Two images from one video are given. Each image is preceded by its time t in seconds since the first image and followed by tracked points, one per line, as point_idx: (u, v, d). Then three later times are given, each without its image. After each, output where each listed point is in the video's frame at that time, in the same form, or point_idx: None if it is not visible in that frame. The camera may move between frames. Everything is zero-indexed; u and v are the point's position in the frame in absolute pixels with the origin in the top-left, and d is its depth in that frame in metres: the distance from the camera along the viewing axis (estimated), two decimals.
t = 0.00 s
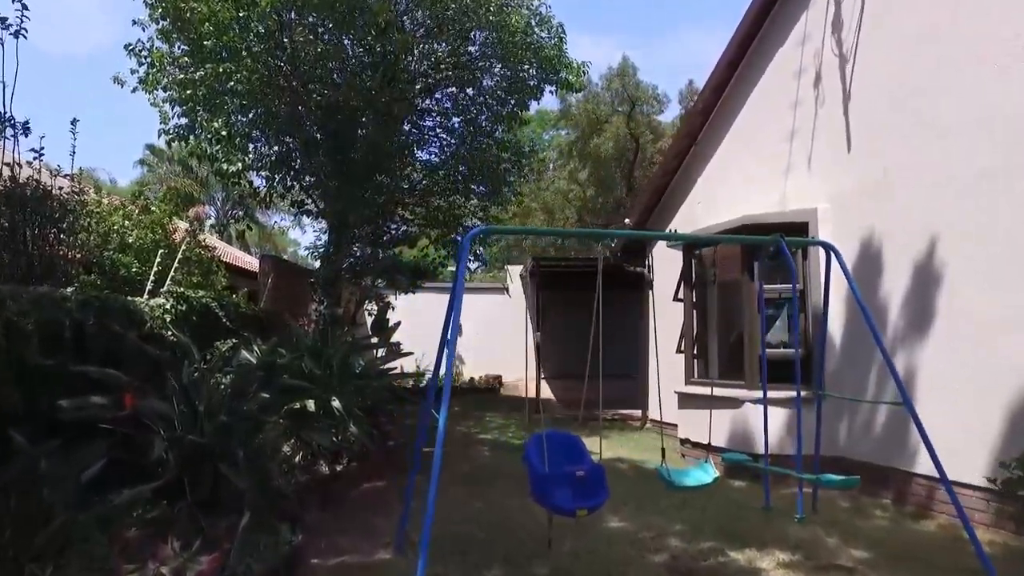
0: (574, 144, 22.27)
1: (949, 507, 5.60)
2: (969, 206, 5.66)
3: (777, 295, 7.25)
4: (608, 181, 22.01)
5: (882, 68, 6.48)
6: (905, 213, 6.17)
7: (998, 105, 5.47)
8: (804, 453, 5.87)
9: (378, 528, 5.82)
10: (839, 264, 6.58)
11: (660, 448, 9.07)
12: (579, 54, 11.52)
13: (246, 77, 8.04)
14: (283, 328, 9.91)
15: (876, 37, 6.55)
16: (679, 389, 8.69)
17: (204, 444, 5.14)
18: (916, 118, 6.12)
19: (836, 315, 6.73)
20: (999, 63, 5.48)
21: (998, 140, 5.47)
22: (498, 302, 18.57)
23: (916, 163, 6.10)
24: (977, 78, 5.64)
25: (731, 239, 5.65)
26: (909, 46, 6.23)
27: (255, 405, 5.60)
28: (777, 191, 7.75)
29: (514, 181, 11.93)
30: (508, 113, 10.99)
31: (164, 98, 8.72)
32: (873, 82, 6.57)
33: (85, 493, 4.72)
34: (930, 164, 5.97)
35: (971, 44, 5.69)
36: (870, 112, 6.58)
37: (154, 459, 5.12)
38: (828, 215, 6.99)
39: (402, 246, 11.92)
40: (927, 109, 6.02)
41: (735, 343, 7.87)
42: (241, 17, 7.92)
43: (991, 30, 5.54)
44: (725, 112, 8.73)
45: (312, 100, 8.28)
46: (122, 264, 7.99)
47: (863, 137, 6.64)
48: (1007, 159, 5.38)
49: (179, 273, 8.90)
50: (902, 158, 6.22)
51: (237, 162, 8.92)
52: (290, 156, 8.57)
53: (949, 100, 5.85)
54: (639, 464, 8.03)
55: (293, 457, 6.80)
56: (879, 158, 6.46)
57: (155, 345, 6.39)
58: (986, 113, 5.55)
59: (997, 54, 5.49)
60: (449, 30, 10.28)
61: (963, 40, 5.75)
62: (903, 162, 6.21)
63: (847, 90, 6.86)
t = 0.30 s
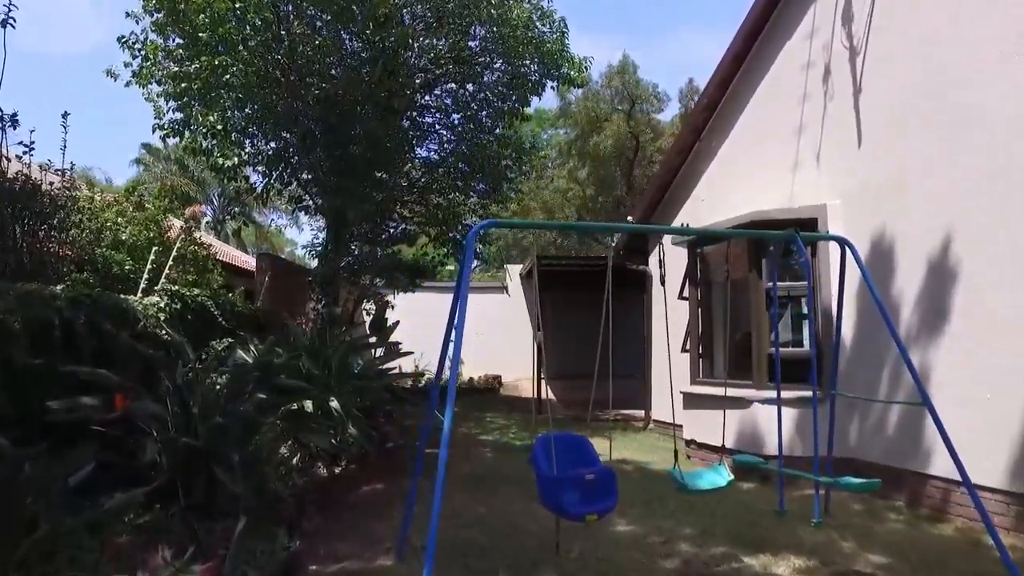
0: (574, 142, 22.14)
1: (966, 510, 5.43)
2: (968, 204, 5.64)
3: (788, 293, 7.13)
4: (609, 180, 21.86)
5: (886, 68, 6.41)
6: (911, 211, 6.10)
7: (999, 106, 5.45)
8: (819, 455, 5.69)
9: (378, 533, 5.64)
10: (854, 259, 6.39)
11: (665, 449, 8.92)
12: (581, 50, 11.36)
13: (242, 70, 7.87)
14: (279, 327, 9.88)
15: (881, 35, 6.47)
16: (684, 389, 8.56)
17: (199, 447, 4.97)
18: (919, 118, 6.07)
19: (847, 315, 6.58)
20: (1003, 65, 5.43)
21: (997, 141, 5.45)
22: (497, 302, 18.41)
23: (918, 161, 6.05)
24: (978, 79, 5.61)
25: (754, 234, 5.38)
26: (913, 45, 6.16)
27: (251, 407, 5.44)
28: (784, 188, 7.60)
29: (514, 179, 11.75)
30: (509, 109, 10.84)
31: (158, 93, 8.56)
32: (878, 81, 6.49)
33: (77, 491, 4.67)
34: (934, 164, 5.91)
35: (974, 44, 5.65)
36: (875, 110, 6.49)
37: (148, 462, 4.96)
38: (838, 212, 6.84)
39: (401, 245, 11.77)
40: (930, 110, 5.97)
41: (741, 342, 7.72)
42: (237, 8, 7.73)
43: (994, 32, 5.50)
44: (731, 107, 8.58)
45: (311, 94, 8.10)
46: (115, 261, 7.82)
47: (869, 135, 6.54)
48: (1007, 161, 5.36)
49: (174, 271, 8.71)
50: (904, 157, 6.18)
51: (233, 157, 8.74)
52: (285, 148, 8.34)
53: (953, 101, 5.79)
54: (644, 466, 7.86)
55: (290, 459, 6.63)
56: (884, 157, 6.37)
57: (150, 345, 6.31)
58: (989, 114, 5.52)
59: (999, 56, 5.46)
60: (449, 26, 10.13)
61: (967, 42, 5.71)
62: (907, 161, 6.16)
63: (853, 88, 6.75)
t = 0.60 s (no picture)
0: (573, 141, 21.96)
1: (989, 517, 5.24)
2: (969, 203, 5.60)
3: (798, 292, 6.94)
4: (608, 179, 21.68)
5: (893, 66, 6.30)
6: (920, 210, 6.01)
7: (1001, 107, 5.40)
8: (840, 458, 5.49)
9: (379, 541, 5.43)
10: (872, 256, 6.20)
11: (670, 453, 8.75)
12: (583, 45, 11.20)
13: (240, 64, 7.73)
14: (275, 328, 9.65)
15: (895, 29, 6.30)
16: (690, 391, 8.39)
17: (192, 453, 4.76)
18: (924, 118, 5.99)
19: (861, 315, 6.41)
20: (1010, 65, 5.34)
21: (998, 141, 5.42)
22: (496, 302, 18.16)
23: (922, 161, 5.98)
24: (981, 80, 5.56)
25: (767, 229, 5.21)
26: (926, 39, 6.02)
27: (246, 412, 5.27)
28: (794, 185, 7.43)
29: (515, 177, 11.54)
30: (510, 105, 10.64)
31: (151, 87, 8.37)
32: (886, 79, 6.37)
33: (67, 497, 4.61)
34: (942, 163, 5.81)
35: (980, 44, 5.56)
36: (884, 108, 6.38)
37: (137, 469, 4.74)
38: (852, 209, 6.67)
39: (399, 244, 11.50)
40: (936, 110, 5.89)
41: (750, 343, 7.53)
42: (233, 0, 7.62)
43: (999, 33, 5.42)
44: (737, 103, 8.42)
45: (308, 88, 7.88)
46: (106, 259, 7.60)
47: (877, 132, 6.43)
48: (1008, 161, 5.33)
49: (167, 270, 8.49)
50: (907, 154, 6.12)
51: (229, 153, 8.49)
52: (280, 145, 8.12)
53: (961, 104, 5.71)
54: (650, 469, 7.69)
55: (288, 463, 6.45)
56: (892, 155, 6.27)
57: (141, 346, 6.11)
58: (994, 115, 5.44)
59: (1005, 57, 5.38)
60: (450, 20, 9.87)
61: (974, 42, 5.61)
62: (912, 159, 6.08)
63: (862, 84, 6.62)
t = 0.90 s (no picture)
0: (572, 140, 21.82)
1: (1011, 524, 5.07)
2: (995, 201, 5.41)
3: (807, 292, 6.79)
4: (608, 178, 21.51)
5: (906, 60, 6.17)
6: (937, 207, 5.86)
7: None
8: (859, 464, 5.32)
9: (380, 550, 5.24)
10: (886, 254, 6.04)
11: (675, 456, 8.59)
12: (586, 42, 11.03)
13: (232, 55, 7.41)
14: (272, 329, 9.44)
15: (910, 22, 6.15)
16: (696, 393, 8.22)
17: (186, 459, 4.59)
18: (938, 113, 5.87)
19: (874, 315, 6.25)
20: None
21: None
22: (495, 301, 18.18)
23: (938, 157, 5.85)
24: (997, 74, 5.46)
25: (783, 228, 4.93)
26: (943, 32, 5.87)
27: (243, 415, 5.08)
28: (803, 183, 7.28)
29: (515, 175, 11.37)
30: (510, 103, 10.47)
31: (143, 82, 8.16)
32: (899, 74, 6.23)
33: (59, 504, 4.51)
34: (958, 158, 5.68)
35: (996, 37, 5.46)
36: (896, 103, 6.24)
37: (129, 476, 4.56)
38: (864, 207, 6.51)
39: (397, 244, 11.22)
40: (950, 105, 5.77)
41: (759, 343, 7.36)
42: None
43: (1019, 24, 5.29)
44: (743, 100, 8.28)
45: (305, 82, 7.68)
46: (98, 257, 7.40)
47: (889, 128, 6.30)
48: None
49: (160, 270, 8.28)
50: (921, 149, 5.99)
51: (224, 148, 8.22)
52: (277, 142, 7.95)
53: (977, 98, 5.59)
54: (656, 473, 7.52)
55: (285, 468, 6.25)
56: (905, 151, 6.14)
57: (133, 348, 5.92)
58: (1010, 109, 5.34)
59: None
60: (449, 15, 9.86)
61: (991, 35, 5.50)
62: (926, 155, 5.96)
63: (874, 79, 6.48)
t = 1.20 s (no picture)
0: (570, 139, 21.70)
1: None
2: (1013, 198, 5.27)
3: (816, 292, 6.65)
4: (606, 177, 21.40)
5: (918, 53, 6.04)
6: (951, 204, 5.73)
7: None
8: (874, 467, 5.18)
9: (381, 557, 5.07)
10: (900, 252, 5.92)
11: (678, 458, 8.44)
12: (587, 38, 10.88)
13: (225, 48, 7.28)
14: (267, 329, 9.25)
15: (923, 15, 6.01)
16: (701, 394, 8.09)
17: (178, 465, 4.42)
18: (951, 108, 5.74)
19: (885, 314, 6.13)
20: None
21: None
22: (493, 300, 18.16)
23: (952, 153, 5.73)
24: (1014, 66, 5.30)
25: (797, 224, 4.69)
26: (957, 25, 5.72)
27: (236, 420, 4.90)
28: (811, 180, 7.14)
29: (515, 173, 11.22)
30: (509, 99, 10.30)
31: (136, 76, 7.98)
32: (910, 68, 6.11)
33: (47, 510, 4.34)
34: (973, 153, 5.56)
35: (1011, 28, 5.31)
36: (908, 97, 6.11)
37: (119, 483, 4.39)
38: (875, 204, 6.39)
39: (395, 242, 11.07)
40: (963, 99, 5.65)
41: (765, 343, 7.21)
42: None
43: None
44: (748, 96, 8.14)
45: (302, 76, 7.49)
46: (88, 256, 7.22)
47: (901, 123, 6.18)
48: None
49: (154, 269, 8.09)
50: (934, 145, 5.88)
51: (215, 145, 7.88)
52: (271, 139, 7.75)
53: (993, 92, 5.45)
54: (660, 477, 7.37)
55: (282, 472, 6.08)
56: (918, 147, 6.02)
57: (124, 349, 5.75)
58: None
59: None
60: (449, 10, 9.60)
61: (1006, 25, 5.35)
62: (939, 150, 5.84)
63: (884, 74, 6.35)
